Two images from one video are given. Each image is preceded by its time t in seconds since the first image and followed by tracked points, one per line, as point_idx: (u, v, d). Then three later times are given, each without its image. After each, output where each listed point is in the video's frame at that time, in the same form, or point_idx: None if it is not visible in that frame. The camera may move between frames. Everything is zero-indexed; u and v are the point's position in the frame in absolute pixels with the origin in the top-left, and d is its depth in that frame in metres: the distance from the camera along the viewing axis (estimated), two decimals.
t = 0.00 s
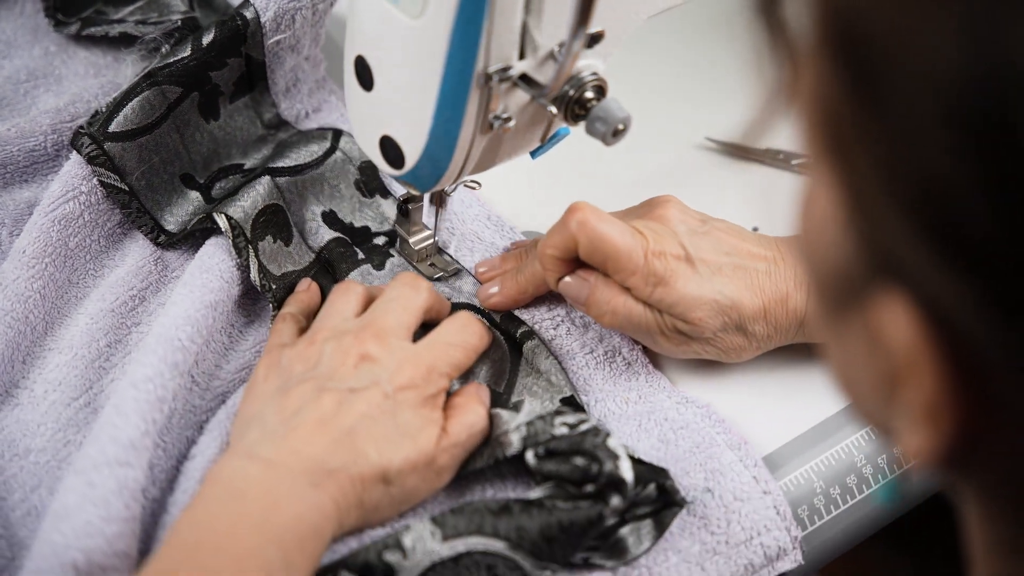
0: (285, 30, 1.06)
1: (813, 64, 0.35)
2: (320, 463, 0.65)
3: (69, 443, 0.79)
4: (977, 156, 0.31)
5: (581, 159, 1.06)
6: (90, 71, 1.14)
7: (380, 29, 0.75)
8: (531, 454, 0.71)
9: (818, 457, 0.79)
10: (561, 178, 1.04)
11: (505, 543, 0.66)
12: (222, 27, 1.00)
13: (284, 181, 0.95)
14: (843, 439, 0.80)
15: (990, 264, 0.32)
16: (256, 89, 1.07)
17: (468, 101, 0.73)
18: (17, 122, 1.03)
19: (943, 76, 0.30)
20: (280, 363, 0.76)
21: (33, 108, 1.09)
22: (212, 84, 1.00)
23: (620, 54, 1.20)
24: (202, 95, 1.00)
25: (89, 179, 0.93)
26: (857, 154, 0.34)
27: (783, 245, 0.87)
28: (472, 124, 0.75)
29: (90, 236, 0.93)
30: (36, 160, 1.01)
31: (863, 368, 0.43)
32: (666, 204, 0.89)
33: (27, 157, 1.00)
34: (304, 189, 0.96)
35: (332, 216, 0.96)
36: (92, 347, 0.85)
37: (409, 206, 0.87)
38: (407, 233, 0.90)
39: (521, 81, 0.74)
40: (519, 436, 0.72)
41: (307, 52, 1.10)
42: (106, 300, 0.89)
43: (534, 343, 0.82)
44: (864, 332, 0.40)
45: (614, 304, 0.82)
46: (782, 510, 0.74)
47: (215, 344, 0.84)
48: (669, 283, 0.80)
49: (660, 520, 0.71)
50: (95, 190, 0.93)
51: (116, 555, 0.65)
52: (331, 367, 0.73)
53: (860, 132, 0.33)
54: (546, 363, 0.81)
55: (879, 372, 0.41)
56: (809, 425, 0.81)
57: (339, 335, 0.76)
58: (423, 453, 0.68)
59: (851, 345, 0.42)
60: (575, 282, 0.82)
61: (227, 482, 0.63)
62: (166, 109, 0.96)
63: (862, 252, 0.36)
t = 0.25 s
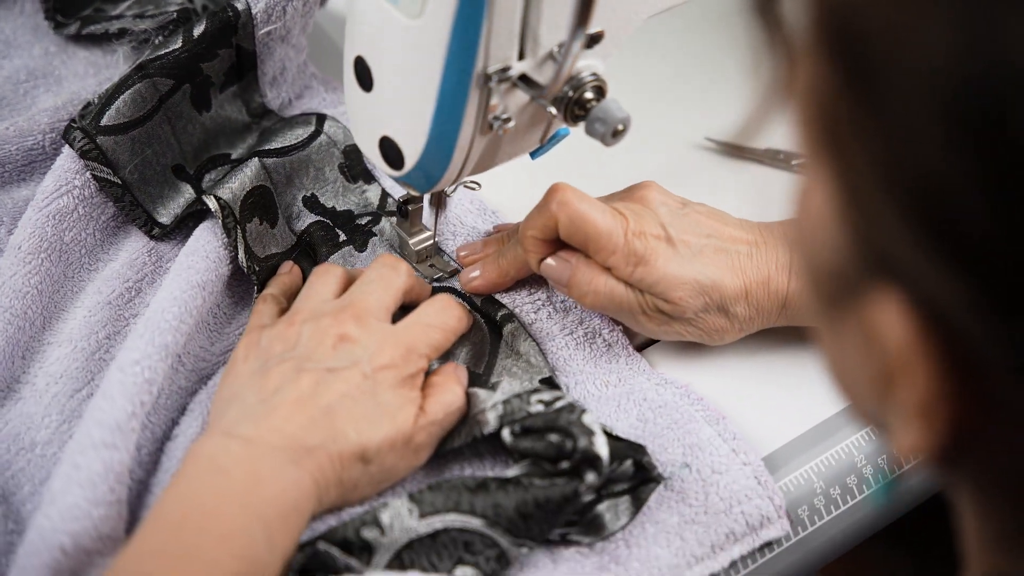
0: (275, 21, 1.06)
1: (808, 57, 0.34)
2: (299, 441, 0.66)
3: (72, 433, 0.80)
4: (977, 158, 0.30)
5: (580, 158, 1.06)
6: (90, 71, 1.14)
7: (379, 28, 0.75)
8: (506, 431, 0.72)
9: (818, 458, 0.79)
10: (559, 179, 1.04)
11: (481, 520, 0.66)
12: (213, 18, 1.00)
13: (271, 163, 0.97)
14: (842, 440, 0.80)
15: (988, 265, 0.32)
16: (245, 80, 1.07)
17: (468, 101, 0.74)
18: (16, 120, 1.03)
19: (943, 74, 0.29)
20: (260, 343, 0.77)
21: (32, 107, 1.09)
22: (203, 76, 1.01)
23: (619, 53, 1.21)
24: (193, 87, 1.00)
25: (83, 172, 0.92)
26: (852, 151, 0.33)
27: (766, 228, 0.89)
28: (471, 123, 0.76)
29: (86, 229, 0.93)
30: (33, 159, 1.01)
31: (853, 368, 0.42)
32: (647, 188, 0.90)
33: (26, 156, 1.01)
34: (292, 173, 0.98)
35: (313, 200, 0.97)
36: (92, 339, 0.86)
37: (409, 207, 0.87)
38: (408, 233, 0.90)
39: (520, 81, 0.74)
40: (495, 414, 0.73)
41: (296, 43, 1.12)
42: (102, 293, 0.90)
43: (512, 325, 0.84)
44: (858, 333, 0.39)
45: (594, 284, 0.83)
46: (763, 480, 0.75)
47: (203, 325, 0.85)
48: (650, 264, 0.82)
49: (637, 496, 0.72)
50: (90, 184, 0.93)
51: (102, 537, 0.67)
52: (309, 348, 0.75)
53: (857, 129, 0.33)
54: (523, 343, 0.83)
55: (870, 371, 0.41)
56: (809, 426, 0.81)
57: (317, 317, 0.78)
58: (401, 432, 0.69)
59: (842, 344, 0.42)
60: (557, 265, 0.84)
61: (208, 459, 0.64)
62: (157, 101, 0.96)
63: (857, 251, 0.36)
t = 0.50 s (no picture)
0: (268, 17, 1.05)
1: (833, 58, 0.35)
2: (294, 438, 0.67)
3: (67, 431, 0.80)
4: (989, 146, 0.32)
5: (579, 157, 1.06)
6: (88, 71, 1.14)
7: (376, 27, 0.74)
8: (495, 421, 0.72)
9: (817, 458, 0.79)
10: (558, 180, 1.04)
11: (475, 508, 0.66)
12: (206, 14, 1.00)
13: (259, 151, 0.96)
14: (844, 439, 0.80)
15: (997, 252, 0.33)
16: (238, 75, 1.06)
17: (466, 101, 0.73)
18: (12, 119, 1.03)
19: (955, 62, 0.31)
20: (263, 343, 0.77)
21: (30, 107, 1.08)
22: (197, 72, 1.00)
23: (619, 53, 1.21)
24: (187, 83, 0.99)
25: (75, 170, 0.92)
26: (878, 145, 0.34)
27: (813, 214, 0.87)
28: (470, 122, 0.75)
29: (81, 228, 0.93)
30: (30, 158, 1.01)
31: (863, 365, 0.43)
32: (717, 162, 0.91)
33: (23, 155, 1.00)
34: (280, 163, 0.97)
35: (296, 192, 0.97)
36: (88, 337, 0.86)
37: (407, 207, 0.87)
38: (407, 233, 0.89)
39: (519, 81, 0.74)
40: (484, 407, 0.73)
41: (289, 37, 1.11)
42: (97, 290, 0.90)
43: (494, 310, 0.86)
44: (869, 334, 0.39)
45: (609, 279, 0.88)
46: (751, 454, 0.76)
47: (195, 318, 0.85)
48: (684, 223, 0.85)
49: (627, 478, 0.73)
50: (83, 182, 0.93)
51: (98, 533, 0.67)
52: (310, 347, 0.75)
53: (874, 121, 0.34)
54: (505, 328, 0.84)
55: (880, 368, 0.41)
56: (805, 427, 0.81)
57: (322, 315, 0.78)
58: (397, 434, 0.69)
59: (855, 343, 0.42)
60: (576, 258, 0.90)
61: (203, 451, 0.64)
62: (150, 98, 0.96)
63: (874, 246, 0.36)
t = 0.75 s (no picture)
0: (267, 19, 1.05)
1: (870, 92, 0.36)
2: (413, 399, 0.63)
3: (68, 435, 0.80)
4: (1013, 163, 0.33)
5: (578, 158, 1.06)
6: (87, 73, 1.14)
7: (374, 28, 0.74)
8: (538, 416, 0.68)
9: (816, 459, 0.78)
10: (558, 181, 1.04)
11: (494, 521, 0.67)
12: (204, 16, 1.00)
13: (257, 152, 0.96)
14: (842, 440, 0.80)
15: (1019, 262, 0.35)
16: (237, 76, 1.06)
17: (464, 102, 0.73)
18: (11, 121, 1.03)
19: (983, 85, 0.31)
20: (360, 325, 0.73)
21: (29, 110, 1.08)
22: (196, 74, 1.00)
23: (618, 53, 1.21)
24: (185, 85, 0.99)
25: (74, 173, 0.93)
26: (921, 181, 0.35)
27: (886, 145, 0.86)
28: (467, 123, 0.75)
29: (79, 230, 0.93)
30: (29, 161, 1.01)
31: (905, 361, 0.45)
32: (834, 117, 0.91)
33: (22, 158, 1.00)
34: (279, 165, 0.97)
35: (295, 195, 0.96)
36: (87, 339, 0.86)
37: (405, 209, 0.87)
38: (405, 236, 0.90)
39: (517, 83, 0.74)
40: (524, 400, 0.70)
41: (288, 40, 1.11)
42: (96, 292, 0.89)
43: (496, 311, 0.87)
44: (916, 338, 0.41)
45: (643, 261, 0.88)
46: (755, 452, 0.77)
47: (196, 322, 0.85)
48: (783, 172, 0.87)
49: (634, 480, 0.74)
50: (81, 184, 0.93)
51: (105, 537, 0.67)
52: (403, 320, 0.72)
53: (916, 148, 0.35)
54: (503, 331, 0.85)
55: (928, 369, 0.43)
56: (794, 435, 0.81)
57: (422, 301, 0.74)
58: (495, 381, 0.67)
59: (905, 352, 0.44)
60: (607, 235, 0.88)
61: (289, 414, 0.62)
62: (149, 99, 0.96)
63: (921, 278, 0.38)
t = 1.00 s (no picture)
0: (267, 17, 1.05)
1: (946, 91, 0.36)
2: (477, 517, 0.60)
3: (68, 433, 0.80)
4: None
5: (579, 157, 1.06)
6: (87, 71, 1.14)
7: (374, 27, 0.74)
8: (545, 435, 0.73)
9: (816, 458, 0.78)
10: (558, 180, 1.04)
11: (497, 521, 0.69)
12: (204, 14, 1.00)
13: (257, 152, 0.96)
14: (844, 438, 0.79)
15: None
16: (238, 75, 1.06)
17: (464, 101, 0.73)
18: (11, 120, 1.03)
19: None
20: (423, 429, 0.68)
21: (29, 108, 1.08)
22: (196, 73, 1.00)
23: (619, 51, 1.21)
24: (185, 84, 0.99)
25: (74, 172, 0.93)
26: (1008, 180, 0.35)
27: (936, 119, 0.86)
28: (466, 122, 0.75)
29: (79, 229, 0.93)
30: (29, 160, 1.01)
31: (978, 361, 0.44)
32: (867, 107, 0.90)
33: (22, 157, 1.00)
34: (279, 164, 0.97)
35: (296, 194, 0.96)
36: (86, 338, 0.86)
37: (406, 207, 0.87)
38: (405, 234, 0.89)
39: (517, 82, 0.74)
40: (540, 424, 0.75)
41: (287, 38, 1.11)
42: (96, 291, 0.89)
43: (498, 309, 0.86)
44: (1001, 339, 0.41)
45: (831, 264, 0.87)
46: (755, 450, 0.77)
47: (196, 321, 0.84)
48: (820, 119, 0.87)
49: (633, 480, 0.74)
50: (81, 183, 0.93)
51: (106, 536, 0.68)
52: (474, 424, 0.66)
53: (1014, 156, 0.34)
54: (505, 330, 0.85)
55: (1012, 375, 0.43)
56: (791, 437, 0.80)
57: (479, 393, 0.69)
58: (584, 507, 0.62)
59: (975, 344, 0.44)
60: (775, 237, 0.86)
61: (373, 556, 0.59)
62: (148, 98, 0.95)
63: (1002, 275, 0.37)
